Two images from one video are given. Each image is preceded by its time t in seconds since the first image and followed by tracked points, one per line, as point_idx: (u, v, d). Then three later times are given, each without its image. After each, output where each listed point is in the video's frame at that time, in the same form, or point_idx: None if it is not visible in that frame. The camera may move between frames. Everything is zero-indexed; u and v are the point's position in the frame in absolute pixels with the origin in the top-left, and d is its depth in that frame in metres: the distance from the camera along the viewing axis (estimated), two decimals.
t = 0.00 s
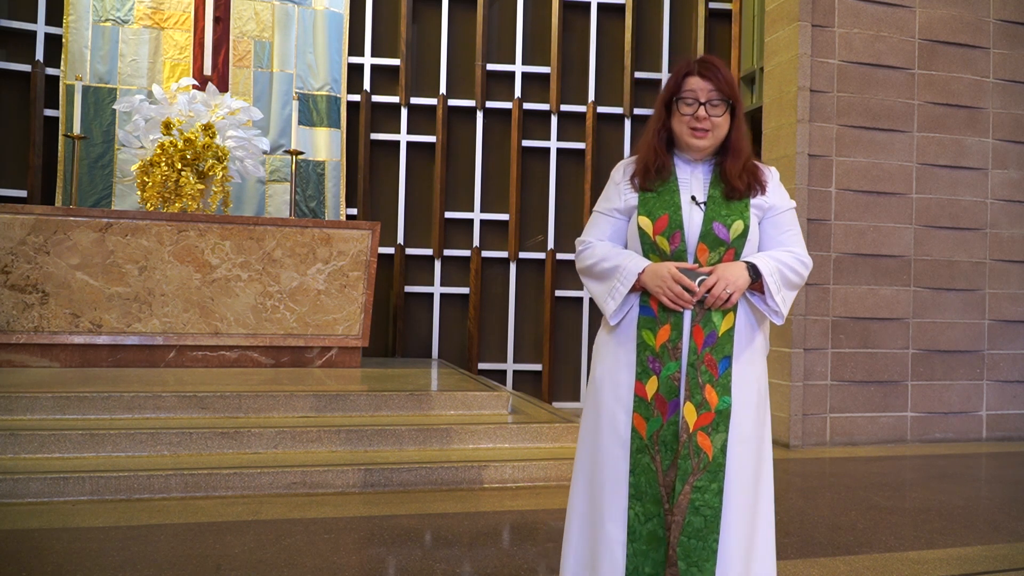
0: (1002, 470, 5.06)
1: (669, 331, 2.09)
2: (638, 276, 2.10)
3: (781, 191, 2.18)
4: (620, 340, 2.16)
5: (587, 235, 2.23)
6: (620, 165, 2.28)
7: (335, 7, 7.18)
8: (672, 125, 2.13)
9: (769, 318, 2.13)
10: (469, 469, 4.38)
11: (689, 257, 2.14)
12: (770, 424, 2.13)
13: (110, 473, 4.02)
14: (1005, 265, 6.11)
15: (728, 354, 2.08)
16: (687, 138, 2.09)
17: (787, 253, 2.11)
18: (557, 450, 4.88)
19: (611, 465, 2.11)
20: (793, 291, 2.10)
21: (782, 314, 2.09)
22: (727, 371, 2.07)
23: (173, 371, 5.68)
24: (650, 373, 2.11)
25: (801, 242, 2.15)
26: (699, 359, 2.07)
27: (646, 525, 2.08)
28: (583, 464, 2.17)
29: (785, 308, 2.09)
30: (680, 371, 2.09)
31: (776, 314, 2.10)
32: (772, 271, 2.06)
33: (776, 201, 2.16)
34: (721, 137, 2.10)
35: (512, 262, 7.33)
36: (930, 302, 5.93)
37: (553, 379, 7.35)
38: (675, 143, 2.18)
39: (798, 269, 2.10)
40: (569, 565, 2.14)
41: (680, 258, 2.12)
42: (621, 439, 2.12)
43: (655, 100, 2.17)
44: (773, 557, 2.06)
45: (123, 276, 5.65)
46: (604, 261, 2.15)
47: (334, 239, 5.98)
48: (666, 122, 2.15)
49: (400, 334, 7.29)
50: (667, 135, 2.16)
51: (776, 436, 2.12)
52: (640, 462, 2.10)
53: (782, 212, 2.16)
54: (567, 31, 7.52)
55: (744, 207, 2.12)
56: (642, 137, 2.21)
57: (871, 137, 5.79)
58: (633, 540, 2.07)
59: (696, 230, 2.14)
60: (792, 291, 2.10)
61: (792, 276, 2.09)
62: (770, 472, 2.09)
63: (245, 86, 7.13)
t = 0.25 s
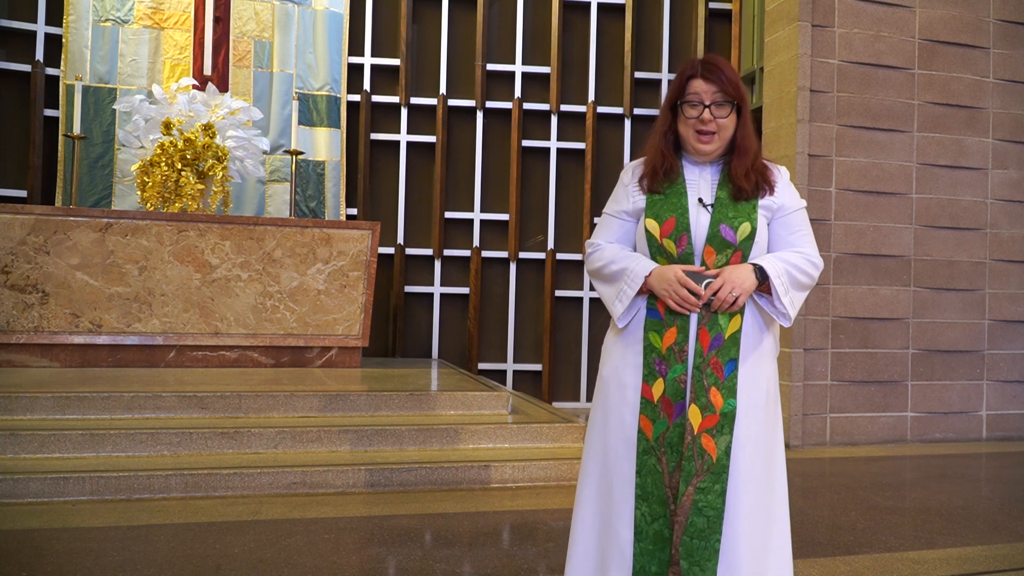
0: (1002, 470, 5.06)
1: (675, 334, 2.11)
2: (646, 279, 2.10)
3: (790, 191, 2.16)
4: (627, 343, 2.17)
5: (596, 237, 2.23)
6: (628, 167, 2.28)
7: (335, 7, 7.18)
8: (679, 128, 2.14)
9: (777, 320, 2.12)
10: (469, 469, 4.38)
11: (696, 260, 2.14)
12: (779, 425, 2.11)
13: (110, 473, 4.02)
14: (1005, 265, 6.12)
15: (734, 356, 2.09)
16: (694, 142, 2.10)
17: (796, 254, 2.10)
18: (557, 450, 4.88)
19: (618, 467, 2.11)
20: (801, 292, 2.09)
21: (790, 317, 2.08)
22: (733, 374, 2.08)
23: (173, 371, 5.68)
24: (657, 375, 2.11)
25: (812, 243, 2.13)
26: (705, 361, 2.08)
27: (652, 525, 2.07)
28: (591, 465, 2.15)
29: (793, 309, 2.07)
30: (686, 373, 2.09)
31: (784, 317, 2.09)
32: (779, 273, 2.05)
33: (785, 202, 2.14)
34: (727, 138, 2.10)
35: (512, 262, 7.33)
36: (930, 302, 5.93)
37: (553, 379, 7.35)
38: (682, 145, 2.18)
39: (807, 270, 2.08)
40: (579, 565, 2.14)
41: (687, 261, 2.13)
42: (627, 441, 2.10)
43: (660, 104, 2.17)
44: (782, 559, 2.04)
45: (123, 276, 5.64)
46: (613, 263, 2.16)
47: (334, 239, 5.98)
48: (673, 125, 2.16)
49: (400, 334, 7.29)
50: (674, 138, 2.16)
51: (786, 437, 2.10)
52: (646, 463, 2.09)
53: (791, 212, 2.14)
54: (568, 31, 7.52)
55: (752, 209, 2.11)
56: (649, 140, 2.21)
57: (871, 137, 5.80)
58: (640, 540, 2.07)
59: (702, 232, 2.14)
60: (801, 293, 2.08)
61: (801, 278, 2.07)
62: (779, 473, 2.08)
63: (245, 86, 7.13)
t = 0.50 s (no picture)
0: (1002, 470, 5.06)
1: (681, 337, 2.11)
2: (652, 282, 2.10)
3: (797, 191, 2.15)
4: (635, 346, 2.17)
5: (605, 242, 2.24)
6: (637, 171, 2.30)
7: (335, 7, 7.18)
8: (684, 131, 2.15)
9: (785, 322, 2.11)
10: (469, 469, 4.38)
11: (702, 263, 2.14)
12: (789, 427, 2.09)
13: (110, 473, 4.01)
14: (1005, 265, 6.11)
15: (740, 359, 2.07)
16: (699, 144, 2.10)
17: (804, 255, 2.09)
18: (557, 450, 4.88)
19: (627, 468, 2.11)
20: (810, 293, 2.07)
21: (797, 318, 2.07)
22: (740, 376, 2.06)
23: (173, 371, 5.68)
24: (664, 378, 2.12)
25: (821, 243, 2.12)
26: (711, 364, 2.07)
27: (660, 527, 2.07)
28: (602, 466, 2.16)
29: (801, 311, 2.06)
30: (692, 376, 2.10)
31: (791, 318, 2.08)
32: (785, 275, 2.04)
33: (792, 202, 2.13)
34: (732, 139, 2.10)
35: (512, 262, 7.33)
36: (930, 302, 5.93)
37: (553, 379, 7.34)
38: (688, 149, 2.19)
39: (815, 271, 2.07)
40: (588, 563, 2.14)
41: (693, 265, 2.13)
42: (635, 443, 2.11)
43: (665, 107, 2.18)
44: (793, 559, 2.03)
45: (123, 276, 5.64)
46: (620, 267, 2.16)
47: (334, 239, 5.98)
48: (678, 129, 2.17)
49: (400, 334, 7.29)
50: (680, 141, 2.18)
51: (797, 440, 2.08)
52: (654, 466, 2.09)
53: (799, 213, 2.13)
54: (568, 31, 7.52)
55: (757, 211, 2.11)
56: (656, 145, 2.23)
57: (871, 136, 5.79)
58: (648, 541, 2.07)
59: (708, 235, 2.14)
60: (809, 293, 2.07)
61: (809, 278, 2.06)
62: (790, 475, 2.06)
63: (245, 86, 7.13)
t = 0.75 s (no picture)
0: (1002, 470, 5.06)
1: (686, 337, 2.11)
2: (656, 284, 2.11)
3: (802, 191, 2.14)
4: (640, 346, 2.17)
5: (611, 244, 2.26)
6: (640, 173, 2.30)
7: (335, 7, 7.18)
8: (686, 132, 2.14)
9: (790, 322, 2.11)
10: (468, 469, 4.38)
11: (706, 263, 2.14)
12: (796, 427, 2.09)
13: (109, 473, 4.01)
14: (1005, 265, 6.11)
15: (745, 359, 2.07)
16: (702, 143, 2.10)
17: (809, 255, 2.08)
18: (557, 450, 4.88)
19: (634, 468, 2.13)
20: (815, 293, 2.07)
21: (802, 318, 2.06)
22: (745, 376, 2.06)
23: (173, 371, 5.68)
24: (669, 379, 2.11)
25: (826, 242, 2.11)
26: (716, 365, 2.07)
27: (666, 526, 2.08)
28: (609, 466, 2.18)
29: (805, 311, 2.06)
30: (697, 376, 2.09)
31: (795, 318, 2.08)
32: (790, 275, 2.04)
33: (796, 202, 2.13)
34: (735, 138, 2.10)
35: (512, 262, 7.34)
36: (930, 302, 5.93)
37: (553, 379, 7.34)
38: (691, 150, 2.19)
39: (821, 270, 2.07)
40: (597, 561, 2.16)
41: (697, 265, 2.13)
42: (640, 443, 2.12)
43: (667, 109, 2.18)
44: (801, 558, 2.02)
45: (123, 276, 5.65)
46: (624, 269, 2.18)
47: (334, 239, 5.98)
48: (680, 130, 2.16)
49: (400, 334, 7.29)
50: (683, 143, 2.17)
51: (804, 439, 2.08)
52: (660, 466, 2.09)
53: (804, 212, 2.13)
54: (568, 31, 7.52)
55: (761, 211, 2.10)
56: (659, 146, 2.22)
57: (871, 137, 5.79)
58: (655, 541, 2.08)
59: (712, 236, 2.14)
60: (813, 293, 2.07)
61: (813, 278, 2.06)
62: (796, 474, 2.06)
63: (245, 86, 7.13)
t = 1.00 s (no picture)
0: (1002, 470, 5.06)
1: (687, 337, 2.10)
2: (657, 282, 2.10)
3: (806, 194, 2.14)
4: (640, 343, 2.17)
5: (611, 239, 2.25)
6: (644, 170, 2.29)
7: (335, 7, 7.18)
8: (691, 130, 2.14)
9: (791, 324, 2.11)
10: (468, 469, 4.38)
11: (709, 263, 2.14)
12: (793, 429, 2.10)
13: (109, 473, 4.01)
14: (1005, 265, 6.11)
15: (746, 361, 2.07)
16: (706, 140, 2.10)
17: (810, 257, 2.09)
18: (557, 450, 4.88)
19: (631, 466, 2.12)
20: (816, 296, 2.08)
21: (803, 321, 2.07)
22: (745, 377, 2.07)
23: (173, 371, 5.68)
24: (668, 378, 2.11)
25: (828, 246, 2.12)
26: (716, 365, 2.07)
27: (661, 525, 2.07)
28: (607, 463, 2.18)
29: (807, 314, 2.07)
30: (697, 376, 2.08)
31: (796, 321, 2.08)
32: (792, 277, 2.04)
33: (801, 204, 2.13)
34: (738, 135, 2.10)
35: (512, 262, 7.33)
36: (930, 302, 5.93)
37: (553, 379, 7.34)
38: (696, 148, 2.19)
39: (822, 273, 2.08)
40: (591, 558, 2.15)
41: (699, 265, 2.13)
42: (638, 441, 2.12)
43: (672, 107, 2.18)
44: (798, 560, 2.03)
45: (123, 276, 5.64)
46: (626, 266, 2.16)
47: (334, 239, 5.98)
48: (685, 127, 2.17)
49: (400, 334, 7.29)
50: (687, 140, 2.17)
51: (800, 441, 2.09)
52: (657, 465, 2.08)
53: (808, 215, 2.13)
54: (568, 31, 7.52)
55: (765, 212, 2.10)
56: (663, 144, 2.22)
57: (871, 136, 5.79)
58: (650, 539, 2.07)
59: (716, 235, 2.13)
60: (814, 296, 2.08)
61: (815, 281, 2.07)
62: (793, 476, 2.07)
63: (245, 86, 7.13)
